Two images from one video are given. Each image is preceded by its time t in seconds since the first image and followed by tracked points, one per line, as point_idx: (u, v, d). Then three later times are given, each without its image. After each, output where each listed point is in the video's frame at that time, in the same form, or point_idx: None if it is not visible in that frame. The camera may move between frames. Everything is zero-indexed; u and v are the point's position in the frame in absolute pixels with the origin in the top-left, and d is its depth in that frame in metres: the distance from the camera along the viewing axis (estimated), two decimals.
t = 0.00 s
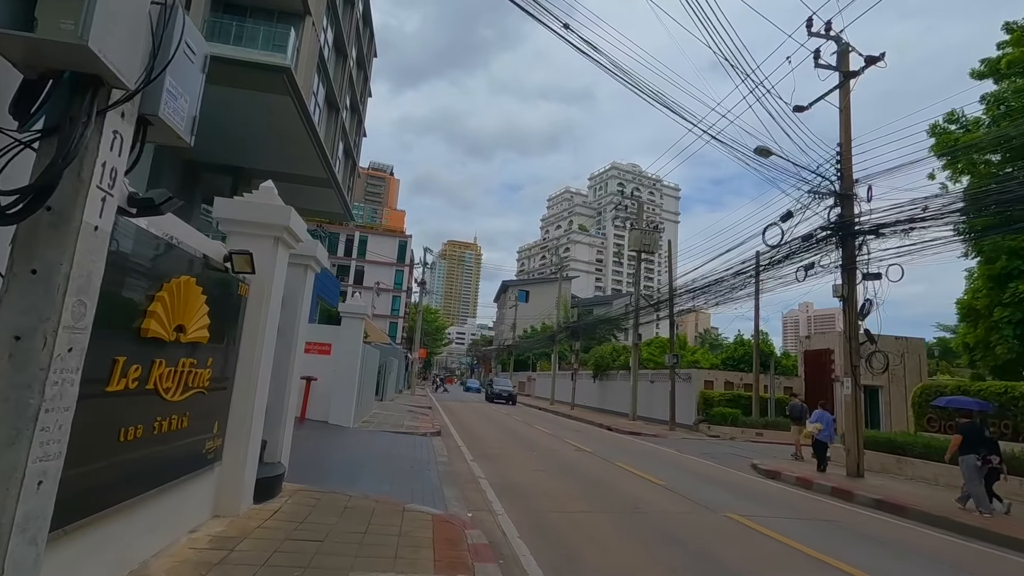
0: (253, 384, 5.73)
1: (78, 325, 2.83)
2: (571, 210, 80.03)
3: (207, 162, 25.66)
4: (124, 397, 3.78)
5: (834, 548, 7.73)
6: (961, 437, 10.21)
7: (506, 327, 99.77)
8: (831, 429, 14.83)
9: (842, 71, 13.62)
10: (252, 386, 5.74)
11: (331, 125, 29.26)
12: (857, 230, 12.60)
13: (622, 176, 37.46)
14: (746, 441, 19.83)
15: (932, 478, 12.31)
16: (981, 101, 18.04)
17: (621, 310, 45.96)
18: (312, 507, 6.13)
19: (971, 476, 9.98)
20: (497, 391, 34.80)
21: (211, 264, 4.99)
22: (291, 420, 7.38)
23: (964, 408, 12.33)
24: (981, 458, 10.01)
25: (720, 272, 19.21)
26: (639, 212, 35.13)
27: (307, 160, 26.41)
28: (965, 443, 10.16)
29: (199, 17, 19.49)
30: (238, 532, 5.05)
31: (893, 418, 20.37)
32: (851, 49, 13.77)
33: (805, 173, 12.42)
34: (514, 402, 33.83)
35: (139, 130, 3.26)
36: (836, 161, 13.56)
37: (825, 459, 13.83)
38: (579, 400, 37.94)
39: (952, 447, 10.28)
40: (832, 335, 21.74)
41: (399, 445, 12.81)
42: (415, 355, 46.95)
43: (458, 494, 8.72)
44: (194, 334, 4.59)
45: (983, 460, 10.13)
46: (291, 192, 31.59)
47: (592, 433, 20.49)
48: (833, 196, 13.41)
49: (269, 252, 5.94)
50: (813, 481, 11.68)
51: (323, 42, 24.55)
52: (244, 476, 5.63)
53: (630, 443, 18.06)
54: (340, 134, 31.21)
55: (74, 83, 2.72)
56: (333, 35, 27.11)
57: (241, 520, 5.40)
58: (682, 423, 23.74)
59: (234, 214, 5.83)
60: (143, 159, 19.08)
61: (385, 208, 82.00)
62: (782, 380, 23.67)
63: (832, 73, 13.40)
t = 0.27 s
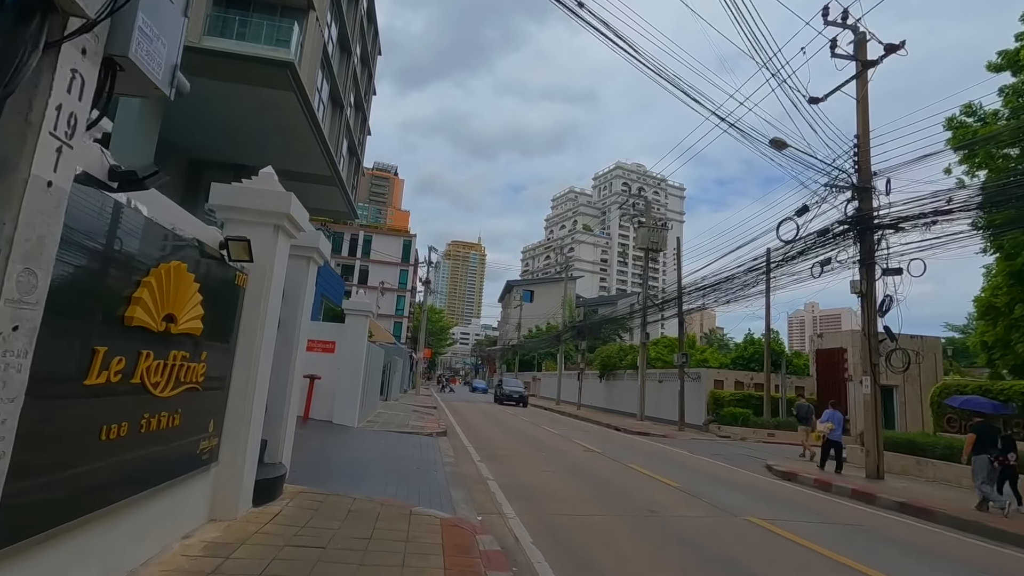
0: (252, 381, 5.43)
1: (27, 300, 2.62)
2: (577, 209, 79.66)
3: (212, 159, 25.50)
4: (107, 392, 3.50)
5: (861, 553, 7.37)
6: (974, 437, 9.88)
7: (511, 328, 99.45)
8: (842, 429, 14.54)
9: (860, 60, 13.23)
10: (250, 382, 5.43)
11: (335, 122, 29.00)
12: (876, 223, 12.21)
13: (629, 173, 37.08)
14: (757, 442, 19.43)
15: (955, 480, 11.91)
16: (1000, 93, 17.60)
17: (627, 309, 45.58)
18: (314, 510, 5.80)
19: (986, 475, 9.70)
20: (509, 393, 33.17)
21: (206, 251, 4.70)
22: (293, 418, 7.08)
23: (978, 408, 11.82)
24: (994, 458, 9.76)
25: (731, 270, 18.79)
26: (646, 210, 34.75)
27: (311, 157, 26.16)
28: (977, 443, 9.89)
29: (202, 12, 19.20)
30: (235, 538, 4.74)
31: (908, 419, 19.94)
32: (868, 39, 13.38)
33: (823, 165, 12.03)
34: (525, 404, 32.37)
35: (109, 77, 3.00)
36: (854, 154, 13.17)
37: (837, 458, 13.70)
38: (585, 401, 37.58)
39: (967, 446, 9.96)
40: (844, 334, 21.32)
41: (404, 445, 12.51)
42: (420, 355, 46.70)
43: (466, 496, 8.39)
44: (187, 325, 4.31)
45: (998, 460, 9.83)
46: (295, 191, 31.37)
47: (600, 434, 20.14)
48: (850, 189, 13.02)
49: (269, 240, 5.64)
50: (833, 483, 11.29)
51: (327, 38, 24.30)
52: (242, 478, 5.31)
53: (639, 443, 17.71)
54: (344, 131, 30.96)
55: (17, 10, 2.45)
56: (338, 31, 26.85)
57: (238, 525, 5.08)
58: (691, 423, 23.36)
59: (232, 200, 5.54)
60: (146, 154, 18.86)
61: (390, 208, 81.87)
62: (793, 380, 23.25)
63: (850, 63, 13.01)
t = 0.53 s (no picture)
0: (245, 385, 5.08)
1: None
2: (581, 208, 79.21)
3: (214, 159, 25.26)
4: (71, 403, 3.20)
5: (890, 566, 6.96)
6: (991, 439, 9.41)
7: (515, 328, 99.09)
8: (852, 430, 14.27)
9: (878, 51, 12.78)
10: (244, 387, 5.09)
11: (338, 120, 28.68)
12: (896, 219, 11.77)
13: (634, 171, 36.65)
14: (769, 444, 19.01)
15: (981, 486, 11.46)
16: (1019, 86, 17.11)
17: (633, 310, 45.16)
18: (313, 523, 5.44)
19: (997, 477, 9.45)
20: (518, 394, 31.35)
21: (193, 245, 4.37)
22: (292, 423, 6.73)
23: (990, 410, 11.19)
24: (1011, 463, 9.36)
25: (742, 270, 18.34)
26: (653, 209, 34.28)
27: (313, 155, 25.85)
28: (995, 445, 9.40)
29: (201, 7, 18.75)
30: (224, 556, 4.37)
31: (924, 421, 19.45)
32: (886, 28, 12.94)
33: (842, 159, 11.58)
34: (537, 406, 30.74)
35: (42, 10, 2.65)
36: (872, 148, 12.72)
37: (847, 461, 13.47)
38: (591, 402, 37.17)
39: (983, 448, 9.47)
40: (857, 334, 20.86)
41: (408, 449, 12.17)
42: (424, 355, 46.38)
43: (473, 504, 8.03)
44: (169, 325, 4.00)
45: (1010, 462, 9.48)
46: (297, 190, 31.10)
47: (608, 436, 19.76)
48: (869, 184, 12.57)
49: (264, 234, 5.28)
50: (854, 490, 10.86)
51: (329, 34, 23.95)
52: (233, 489, 4.96)
53: (648, 447, 17.32)
54: (347, 129, 30.64)
55: None
56: (340, 27, 26.53)
57: (229, 540, 4.73)
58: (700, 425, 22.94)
59: (223, 191, 5.18)
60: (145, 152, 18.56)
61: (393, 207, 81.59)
62: (805, 381, 22.79)
63: (868, 53, 12.57)
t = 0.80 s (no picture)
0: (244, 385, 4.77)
1: None
2: (586, 209, 78.88)
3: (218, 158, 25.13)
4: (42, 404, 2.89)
5: None
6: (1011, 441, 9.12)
7: (520, 329, 98.74)
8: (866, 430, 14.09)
9: (898, 41, 12.42)
10: (243, 387, 4.78)
11: (343, 119, 28.44)
12: (918, 214, 11.39)
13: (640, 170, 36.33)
14: (782, 446, 18.63)
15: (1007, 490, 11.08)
16: None
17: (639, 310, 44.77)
18: (317, 530, 5.14)
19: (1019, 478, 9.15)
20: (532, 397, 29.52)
21: (187, 231, 4.10)
22: (295, 425, 6.43)
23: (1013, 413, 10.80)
24: None
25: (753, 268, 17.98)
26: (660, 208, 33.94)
27: (317, 153, 25.61)
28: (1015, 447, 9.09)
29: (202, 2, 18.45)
30: (221, 569, 4.08)
31: (940, 423, 19.01)
32: (906, 18, 12.55)
33: (862, 152, 11.21)
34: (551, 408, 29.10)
35: None
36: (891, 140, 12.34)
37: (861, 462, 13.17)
38: (598, 403, 36.81)
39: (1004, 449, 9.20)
40: (871, 334, 20.46)
41: (414, 451, 11.86)
42: (428, 356, 46.11)
43: (484, 509, 7.71)
44: (159, 318, 3.70)
45: None
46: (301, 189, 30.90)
47: (616, 438, 19.40)
48: (888, 178, 12.20)
49: (264, 225, 4.98)
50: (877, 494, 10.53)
51: (334, 31, 23.75)
52: (231, 496, 4.66)
53: (658, 448, 16.97)
54: (351, 128, 30.42)
55: None
56: (345, 25, 26.31)
57: (227, 551, 4.43)
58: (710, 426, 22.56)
59: (221, 178, 4.89)
60: (148, 150, 18.36)
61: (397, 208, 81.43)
62: (818, 382, 22.38)
63: (887, 43, 12.21)
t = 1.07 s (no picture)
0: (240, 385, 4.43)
1: None
2: (590, 209, 78.54)
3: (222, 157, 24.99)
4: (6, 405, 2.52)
5: None
6: None
7: (524, 329, 98.39)
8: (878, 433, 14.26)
9: (918, 30, 12.01)
10: (239, 387, 4.44)
11: (346, 117, 28.15)
12: (941, 208, 10.99)
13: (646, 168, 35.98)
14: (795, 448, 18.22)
15: None
16: None
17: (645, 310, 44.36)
18: (319, 541, 4.79)
19: None
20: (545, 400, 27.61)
21: (175, 216, 3.71)
22: (296, 427, 6.08)
23: None
24: None
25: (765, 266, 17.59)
26: (666, 206, 33.57)
27: (320, 150, 25.34)
28: None
29: None
30: None
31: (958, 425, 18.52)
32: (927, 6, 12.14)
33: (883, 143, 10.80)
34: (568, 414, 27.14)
35: None
36: (911, 132, 11.94)
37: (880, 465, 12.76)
38: (604, 403, 36.44)
39: None
40: (886, 333, 20.02)
41: (420, 454, 11.52)
42: (433, 356, 45.80)
43: (495, 516, 7.35)
44: (141, 309, 3.32)
45: None
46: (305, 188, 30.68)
47: (626, 440, 19.03)
48: (909, 171, 11.78)
49: (261, 212, 4.63)
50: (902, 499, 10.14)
51: (337, 28, 23.46)
52: (226, 504, 4.32)
53: (669, 450, 16.58)
54: (355, 127, 30.14)
55: None
56: (348, 22, 26.03)
57: (221, 565, 4.09)
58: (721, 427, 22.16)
59: (215, 162, 4.54)
60: (150, 149, 18.16)
61: (401, 209, 81.27)
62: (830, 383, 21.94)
63: (907, 32, 11.80)
